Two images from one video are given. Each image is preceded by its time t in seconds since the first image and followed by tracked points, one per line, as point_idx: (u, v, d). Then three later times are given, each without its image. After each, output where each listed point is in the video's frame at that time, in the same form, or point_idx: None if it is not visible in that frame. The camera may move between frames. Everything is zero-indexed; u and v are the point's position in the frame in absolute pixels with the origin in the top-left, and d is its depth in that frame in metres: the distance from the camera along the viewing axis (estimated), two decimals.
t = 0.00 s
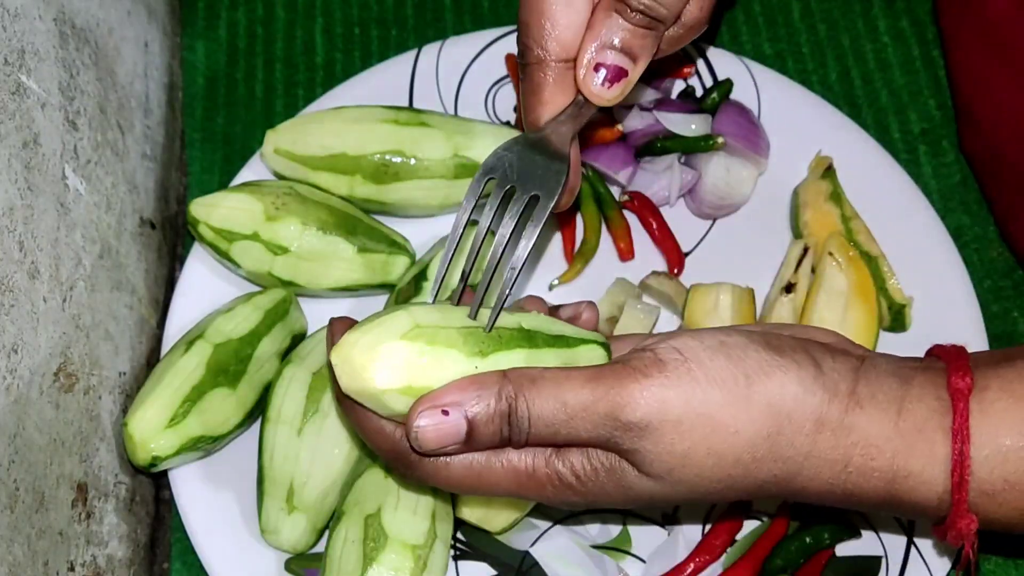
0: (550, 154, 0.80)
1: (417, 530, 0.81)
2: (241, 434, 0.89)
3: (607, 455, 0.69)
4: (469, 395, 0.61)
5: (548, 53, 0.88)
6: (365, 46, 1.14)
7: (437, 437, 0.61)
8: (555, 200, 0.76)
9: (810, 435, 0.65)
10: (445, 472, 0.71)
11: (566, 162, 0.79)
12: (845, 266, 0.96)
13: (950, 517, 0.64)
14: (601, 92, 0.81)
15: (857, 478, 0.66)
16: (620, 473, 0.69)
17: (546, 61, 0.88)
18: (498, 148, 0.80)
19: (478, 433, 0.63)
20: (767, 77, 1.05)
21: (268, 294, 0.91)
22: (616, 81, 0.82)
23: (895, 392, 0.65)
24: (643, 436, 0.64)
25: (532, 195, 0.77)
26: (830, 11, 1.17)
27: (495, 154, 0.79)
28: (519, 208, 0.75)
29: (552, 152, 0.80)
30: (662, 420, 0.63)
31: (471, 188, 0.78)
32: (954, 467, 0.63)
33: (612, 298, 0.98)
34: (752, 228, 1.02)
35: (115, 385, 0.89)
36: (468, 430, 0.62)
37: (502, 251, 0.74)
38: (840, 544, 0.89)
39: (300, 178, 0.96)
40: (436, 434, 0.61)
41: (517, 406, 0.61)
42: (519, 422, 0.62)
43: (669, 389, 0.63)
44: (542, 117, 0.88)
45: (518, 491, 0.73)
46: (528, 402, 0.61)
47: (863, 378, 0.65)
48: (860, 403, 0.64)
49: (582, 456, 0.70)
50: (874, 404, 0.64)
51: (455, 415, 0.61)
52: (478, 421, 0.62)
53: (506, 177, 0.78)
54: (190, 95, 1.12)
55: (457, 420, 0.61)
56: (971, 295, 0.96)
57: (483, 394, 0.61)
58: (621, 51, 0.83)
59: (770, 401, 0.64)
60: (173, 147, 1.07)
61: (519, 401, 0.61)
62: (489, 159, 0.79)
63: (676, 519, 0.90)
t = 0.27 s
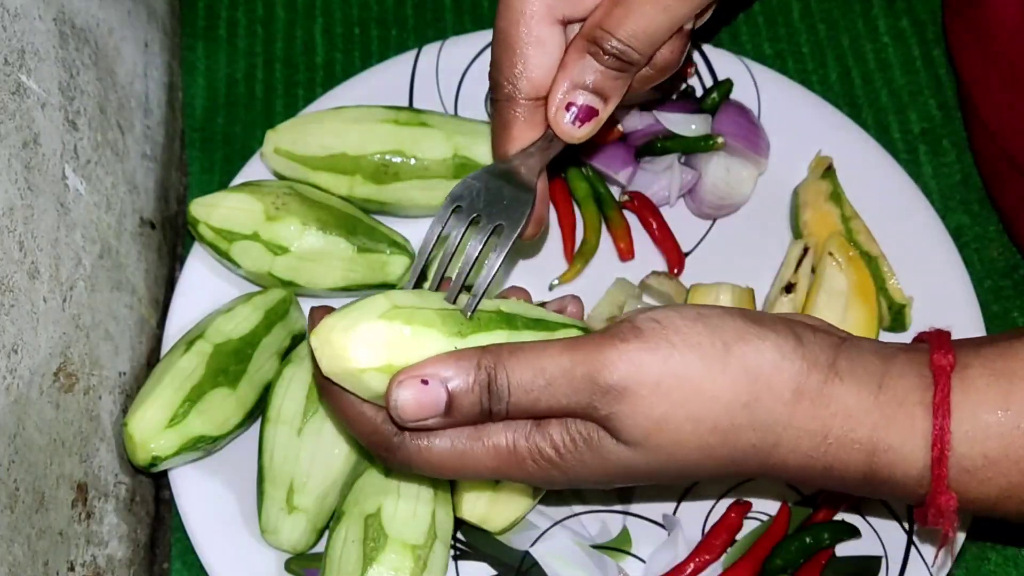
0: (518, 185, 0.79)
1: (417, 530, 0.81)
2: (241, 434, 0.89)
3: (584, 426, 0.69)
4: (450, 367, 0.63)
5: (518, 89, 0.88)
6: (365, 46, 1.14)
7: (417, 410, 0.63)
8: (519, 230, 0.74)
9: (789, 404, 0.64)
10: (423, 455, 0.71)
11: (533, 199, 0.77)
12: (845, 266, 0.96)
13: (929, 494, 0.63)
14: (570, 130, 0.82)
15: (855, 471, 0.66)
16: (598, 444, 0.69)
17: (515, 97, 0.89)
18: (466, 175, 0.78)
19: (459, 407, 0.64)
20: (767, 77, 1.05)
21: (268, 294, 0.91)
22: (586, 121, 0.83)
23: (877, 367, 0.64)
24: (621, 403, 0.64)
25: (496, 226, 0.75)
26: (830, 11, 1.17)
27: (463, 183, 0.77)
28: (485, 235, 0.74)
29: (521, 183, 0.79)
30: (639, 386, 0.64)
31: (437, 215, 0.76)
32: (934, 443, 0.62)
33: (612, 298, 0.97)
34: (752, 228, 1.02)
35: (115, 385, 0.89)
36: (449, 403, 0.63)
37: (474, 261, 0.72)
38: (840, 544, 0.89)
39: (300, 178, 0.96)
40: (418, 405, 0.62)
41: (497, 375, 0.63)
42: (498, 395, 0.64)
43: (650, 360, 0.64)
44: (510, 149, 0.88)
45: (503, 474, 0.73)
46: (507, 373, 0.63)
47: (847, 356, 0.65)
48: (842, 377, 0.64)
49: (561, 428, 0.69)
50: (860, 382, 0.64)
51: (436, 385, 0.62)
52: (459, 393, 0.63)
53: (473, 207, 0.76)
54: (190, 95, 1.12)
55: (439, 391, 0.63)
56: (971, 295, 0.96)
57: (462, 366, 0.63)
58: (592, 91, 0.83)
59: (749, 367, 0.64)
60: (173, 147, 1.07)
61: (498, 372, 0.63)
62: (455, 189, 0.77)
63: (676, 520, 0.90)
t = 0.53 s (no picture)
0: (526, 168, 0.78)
1: (418, 530, 0.81)
2: (241, 434, 0.89)
3: (571, 419, 0.67)
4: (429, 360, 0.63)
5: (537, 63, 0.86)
6: (365, 46, 1.14)
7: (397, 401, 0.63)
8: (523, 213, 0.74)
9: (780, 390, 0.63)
10: (410, 470, 0.71)
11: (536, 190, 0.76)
12: (845, 266, 0.97)
13: (935, 490, 0.64)
14: (592, 105, 0.79)
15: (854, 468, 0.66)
16: (586, 438, 0.67)
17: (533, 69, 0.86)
18: (473, 159, 0.77)
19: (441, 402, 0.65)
20: (766, 77, 1.05)
21: (268, 294, 0.91)
22: (607, 96, 0.79)
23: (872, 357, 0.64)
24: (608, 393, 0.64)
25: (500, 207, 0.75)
26: (830, 11, 1.17)
27: (468, 166, 0.76)
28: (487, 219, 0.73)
29: (528, 163, 0.78)
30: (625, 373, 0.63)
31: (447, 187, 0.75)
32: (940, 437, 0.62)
33: (611, 298, 0.97)
34: (752, 228, 1.02)
35: (115, 385, 0.89)
36: (432, 396, 0.64)
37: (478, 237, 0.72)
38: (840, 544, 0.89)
39: (300, 178, 0.96)
40: (397, 396, 0.63)
41: (481, 368, 0.63)
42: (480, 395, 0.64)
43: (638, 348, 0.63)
44: (525, 128, 0.86)
45: (491, 484, 0.72)
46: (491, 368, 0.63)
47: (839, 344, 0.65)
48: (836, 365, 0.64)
49: (546, 429, 0.68)
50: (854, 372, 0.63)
51: (419, 378, 0.63)
52: (442, 386, 0.63)
53: (476, 192, 0.75)
54: (190, 95, 1.12)
55: (421, 386, 0.63)
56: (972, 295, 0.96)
57: (447, 360, 0.63)
58: (617, 65, 0.79)
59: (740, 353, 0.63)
60: (173, 147, 1.07)
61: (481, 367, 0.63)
62: (461, 171, 0.76)
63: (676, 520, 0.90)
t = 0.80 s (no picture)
0: (607, 30, 0.93)
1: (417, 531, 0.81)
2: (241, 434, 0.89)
3: (574, 494, 0.57)
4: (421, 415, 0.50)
5: None
6: (365, 46, 1.14)
7: (372, 454, 0.50)
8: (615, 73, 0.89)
9: (797, 458, 0.54)
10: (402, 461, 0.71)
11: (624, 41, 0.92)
12: (845, 266, 0.95)
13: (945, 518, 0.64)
14: None
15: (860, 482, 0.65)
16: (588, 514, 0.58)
17: None
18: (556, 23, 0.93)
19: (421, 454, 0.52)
20: (766, 77, 1.05)
21: (269, 294, 0.91)
22: None
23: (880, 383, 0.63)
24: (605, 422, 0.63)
25: (589, 69, 0.90)
26: (830, 11, 1.17)
27: (554, 30, 0.92)
28: (575, 77, 0.89)
29: (614, 28, 0.93)
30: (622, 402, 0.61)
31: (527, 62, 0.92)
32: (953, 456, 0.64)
33: (612, 298, 0.98)
34: (753, 228, 1.02)
35: (115, 384, 0.89)
36: (411, 451, 0.51)
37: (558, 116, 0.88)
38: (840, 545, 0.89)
39: (299, 178, 0.96)
40: (373, 450, 0.50)
41: (464, 423, 0.50)
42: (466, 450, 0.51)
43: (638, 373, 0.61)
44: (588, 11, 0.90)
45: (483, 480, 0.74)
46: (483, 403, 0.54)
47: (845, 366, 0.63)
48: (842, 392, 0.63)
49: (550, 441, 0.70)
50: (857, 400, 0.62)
51: (395, 429, 0.50)
52: (421, 441, 0.51)
53: (560, 52, 0.91)
54: (190, 95, 1.12)
55: (400, 435, 0.50)
56: (973, 296, 0.96)
57: (429, 409, 0.51)
58: None
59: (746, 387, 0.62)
60: (173, 146, 1.07)
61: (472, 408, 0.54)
62: (541, 41, 0.91)
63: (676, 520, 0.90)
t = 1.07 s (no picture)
0: (597, 115, 0.78)
1: (417, 530, 0.81)
2: (241, 434, 0.89)
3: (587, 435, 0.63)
4: (458, 345, 0.61)
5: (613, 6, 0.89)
6: (365, 46, 1.14)
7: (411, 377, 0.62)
8: (597, 161, 0.73)
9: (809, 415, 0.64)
10: (432, 446, 0.73)
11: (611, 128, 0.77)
12: (845, 266, 0.97)
13: (967, 502, 0.68)
14: (664, 56, 0.84)
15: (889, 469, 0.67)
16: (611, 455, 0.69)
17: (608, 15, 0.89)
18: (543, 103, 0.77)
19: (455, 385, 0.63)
20: (767, 76, 1.05)
21: (269, 293, 0.91)
22: (679, 49, 0.84)
23: (913, 370, 0.65)
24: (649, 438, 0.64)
25: (572, 154, 0.74)
26: (830, 11, 1.17)
27: (540, 111, 0.76)
28: (557, 165, 0.73)
29: (599, 113, 0.78)
30: (672, 424, 0.62)
31: (511, 140, 0.76)
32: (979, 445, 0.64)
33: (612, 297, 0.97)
34: (752, 228, 1.02)
35: (115, 384, 0.89)
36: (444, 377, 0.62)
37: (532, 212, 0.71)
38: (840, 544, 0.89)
39: (299, 177, 0.96)
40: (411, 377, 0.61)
41: (500, 374, 0.61)
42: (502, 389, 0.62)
43: (679, 386, 0.61)
44: (598, 72, 0.87)
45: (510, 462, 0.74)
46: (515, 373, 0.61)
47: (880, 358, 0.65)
48: (877, 390, 0.64)
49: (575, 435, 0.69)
50: (896, 394, 0.64)
51: (431, 363, 0.61)
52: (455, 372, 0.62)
53: (544, 136, 0.75)
54: (190, 94, 1.12)
55: (433, 370, 0.62)
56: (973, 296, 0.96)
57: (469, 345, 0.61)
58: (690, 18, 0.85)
59: (785, 391, 0.63)
60: (173, 146, 1.07)
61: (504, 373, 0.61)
62: (532, 116, 0.76)
63: (676, 520, 0.90)
